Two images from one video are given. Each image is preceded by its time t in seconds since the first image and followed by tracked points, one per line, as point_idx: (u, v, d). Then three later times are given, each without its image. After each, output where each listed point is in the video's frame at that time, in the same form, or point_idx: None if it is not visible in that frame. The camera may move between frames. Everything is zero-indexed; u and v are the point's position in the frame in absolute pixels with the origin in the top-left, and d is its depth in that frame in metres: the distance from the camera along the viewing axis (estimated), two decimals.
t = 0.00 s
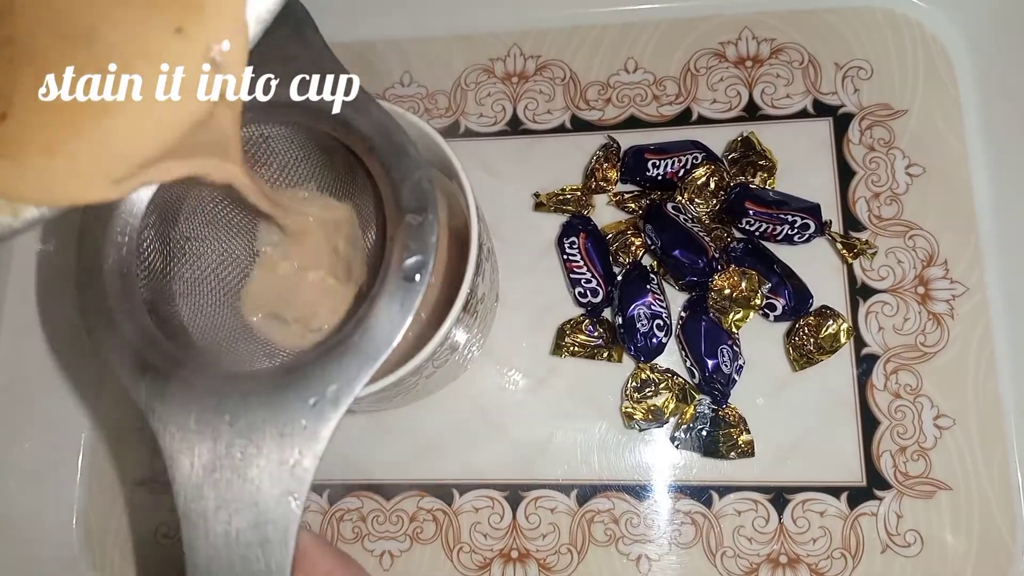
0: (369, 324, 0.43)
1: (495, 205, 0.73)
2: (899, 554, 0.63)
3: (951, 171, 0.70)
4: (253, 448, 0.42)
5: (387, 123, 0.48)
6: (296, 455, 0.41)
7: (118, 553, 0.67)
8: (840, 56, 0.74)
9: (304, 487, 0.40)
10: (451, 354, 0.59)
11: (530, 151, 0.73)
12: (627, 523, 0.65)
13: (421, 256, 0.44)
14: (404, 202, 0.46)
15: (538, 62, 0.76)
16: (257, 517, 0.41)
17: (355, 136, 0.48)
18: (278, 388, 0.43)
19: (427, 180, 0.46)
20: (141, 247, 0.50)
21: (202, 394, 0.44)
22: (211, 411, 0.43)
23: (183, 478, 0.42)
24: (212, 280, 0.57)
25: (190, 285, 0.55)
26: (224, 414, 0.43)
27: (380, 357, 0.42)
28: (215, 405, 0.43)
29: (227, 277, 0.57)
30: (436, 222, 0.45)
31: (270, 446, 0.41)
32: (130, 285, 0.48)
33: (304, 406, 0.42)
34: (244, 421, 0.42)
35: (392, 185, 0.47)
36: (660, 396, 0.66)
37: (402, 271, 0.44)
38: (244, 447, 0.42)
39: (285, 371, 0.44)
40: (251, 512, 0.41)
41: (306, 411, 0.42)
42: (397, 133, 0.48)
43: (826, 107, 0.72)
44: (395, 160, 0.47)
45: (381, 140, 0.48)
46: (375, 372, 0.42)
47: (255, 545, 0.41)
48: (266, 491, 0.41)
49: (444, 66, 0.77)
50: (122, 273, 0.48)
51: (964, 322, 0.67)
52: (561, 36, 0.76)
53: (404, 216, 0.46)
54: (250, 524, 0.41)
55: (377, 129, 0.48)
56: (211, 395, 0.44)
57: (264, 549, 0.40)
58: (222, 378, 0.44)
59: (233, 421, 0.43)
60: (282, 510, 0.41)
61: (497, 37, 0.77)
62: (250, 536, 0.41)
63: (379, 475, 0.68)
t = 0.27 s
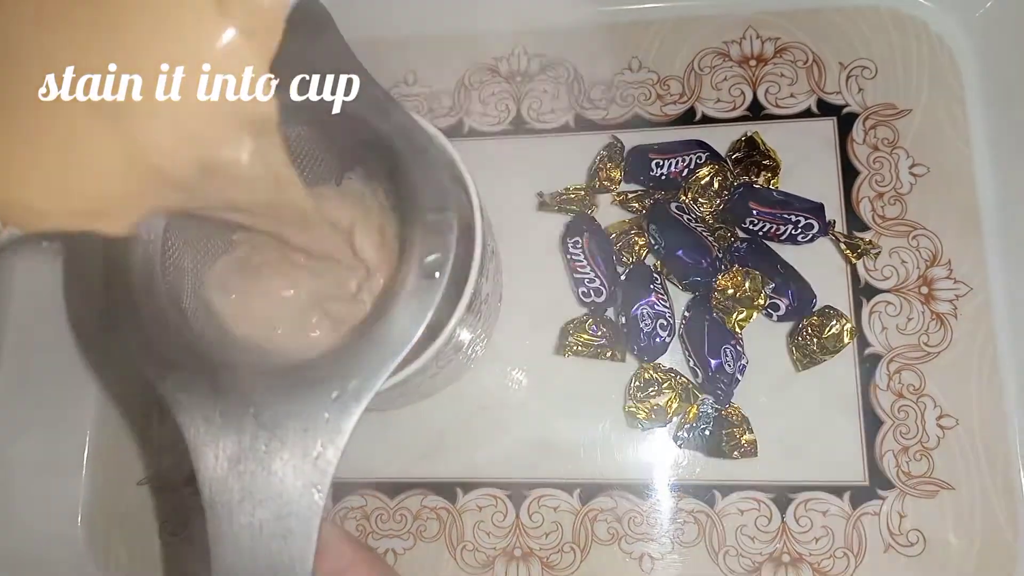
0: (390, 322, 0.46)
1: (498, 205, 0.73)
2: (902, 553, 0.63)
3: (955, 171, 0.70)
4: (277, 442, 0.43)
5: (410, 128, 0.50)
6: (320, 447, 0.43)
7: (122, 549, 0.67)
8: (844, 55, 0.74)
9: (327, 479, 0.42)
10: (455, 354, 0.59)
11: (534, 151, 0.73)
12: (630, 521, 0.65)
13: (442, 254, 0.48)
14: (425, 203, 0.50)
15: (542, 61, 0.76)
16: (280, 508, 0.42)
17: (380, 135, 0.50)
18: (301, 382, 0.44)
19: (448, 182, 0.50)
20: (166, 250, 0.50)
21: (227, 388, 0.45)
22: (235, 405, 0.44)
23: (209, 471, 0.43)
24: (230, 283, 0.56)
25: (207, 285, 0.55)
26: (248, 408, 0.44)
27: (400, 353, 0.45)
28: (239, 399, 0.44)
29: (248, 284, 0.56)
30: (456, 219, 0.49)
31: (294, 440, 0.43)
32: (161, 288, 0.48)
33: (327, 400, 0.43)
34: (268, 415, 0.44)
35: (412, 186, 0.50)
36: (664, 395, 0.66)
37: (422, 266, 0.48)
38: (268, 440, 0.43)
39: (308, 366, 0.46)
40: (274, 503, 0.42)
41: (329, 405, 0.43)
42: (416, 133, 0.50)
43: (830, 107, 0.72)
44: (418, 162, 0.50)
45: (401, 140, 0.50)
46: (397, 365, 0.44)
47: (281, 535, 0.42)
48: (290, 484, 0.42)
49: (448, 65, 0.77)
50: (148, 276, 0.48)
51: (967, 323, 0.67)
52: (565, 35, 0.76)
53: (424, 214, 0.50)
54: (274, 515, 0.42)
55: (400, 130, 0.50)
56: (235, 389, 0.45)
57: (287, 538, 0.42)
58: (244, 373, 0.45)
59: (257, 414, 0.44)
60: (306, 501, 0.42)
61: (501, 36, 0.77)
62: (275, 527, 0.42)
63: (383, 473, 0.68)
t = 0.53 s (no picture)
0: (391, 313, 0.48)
1: (502, 205, 0.73)
2: (904, 553, 0.63)
3: (958, 171, 0.71)
4: (278, 432, 0.44)
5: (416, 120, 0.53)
6: (322, 438, 0.44)
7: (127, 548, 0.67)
8: (847, 55, 0.74)
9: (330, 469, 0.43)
10: (458, 353, 0.59)
11: (537, 151, 0.74)
12: (632, 521, 0.66)
13: (443, 246, 0.52)
14: (428, 198, 0.53)
15: (545, 62, 0.76)
16: (283, 498, 0.43)
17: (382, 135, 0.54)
18: (303, 373, 0.45)
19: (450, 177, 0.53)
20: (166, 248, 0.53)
21: (229, 381, 0.46)
22: (236, 397, 0.45)
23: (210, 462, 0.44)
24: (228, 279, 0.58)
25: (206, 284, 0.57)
26: (249, 399, 0.45)
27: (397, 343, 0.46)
28: (240, 390, 0.45)
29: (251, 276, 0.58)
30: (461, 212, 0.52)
31: (295, 430, 0.44)
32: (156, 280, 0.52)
33: (328, 390, 0.44)
34: (270, 406, 0.45)
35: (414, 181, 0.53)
36: (666, 394, 0.66)
37: (426, 258, 0.52)
38: (270, 431, 0.44)
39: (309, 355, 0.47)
40: (276, 493, 0.43)
41: (330, 396, 0.44)
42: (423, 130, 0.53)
43: (832, 108, 0.72)
44: (421, 155, 0.53)
45: (407, 138, 0.53)
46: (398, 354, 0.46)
47: (282, 524, 0.43)
48: (293, 474, 0.43)
49: (452, 66, 0.77)
50: (147, 275, 0.52)
51: (969, 323, 0.67)
52: (568, 36, 0.77)
53: (427, 209, 0.53)
54: (276, 505, 0.43)
55: (404, 130, 0.53)
56: (237, 381, 0.46)
57: (289, 528, 0.43)
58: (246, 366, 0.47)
59: (259, 406, 0.45)
60: (308, 492, 0.43)
61: (504, 37, 0.77)
62: (277, 516, 0.43)
63: (387, 472, 0.69)
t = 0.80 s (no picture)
0: (396, 327, 0.44)
1: (510, 218, 0.73)
2: (915, 567, 0.63)
3: (966, 184, 0.71)
4: (280, 454, 0.43)
5: (414, 128, 0.49)
6: (324, 461, 0.42)
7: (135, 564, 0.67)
8: (854, 68, 0.74)
9: (333, 493, 0.42)
10: (469, 368, 0.59)
11: (545, 164, 0.74)
12: (642, 535, 0.65)
13: (448, 259, 0.46)
14: (430, 207, 0.47)
15: (552, 75, 0.76)
16: (285, 523, 0.42)
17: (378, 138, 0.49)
18: (305, 393, 0.44)
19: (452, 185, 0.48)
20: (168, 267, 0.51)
21: (231, 399, 0.45)
22: (238, 416, 0.44)
23: (211, 483, 0.43)
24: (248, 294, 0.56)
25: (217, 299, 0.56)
26: (251, 419, 0.44)
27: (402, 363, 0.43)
28: (242, 410, 0.44)
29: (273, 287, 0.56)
30: (461, 224, 0.47)
31: (297, 452, 0.43)
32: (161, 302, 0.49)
33: (332, 411, 0.43)
34: (272, 427, 0.43)
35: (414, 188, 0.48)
36: (676, 409, 0.66)
37: (429, 273, 0.45)
38: (272, 453, 0.43)
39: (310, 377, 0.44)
40: (279, 517, 0.42)
41: (334, 416, 0.43)
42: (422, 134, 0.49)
43: (840, 121, 0.72)
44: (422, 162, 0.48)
45: (406, 143, 0.49)
46: (403, 374, 0.44)
47: (283, 551, 0.42)
48: (294, 497, 0.42)
49: (459, 79, 0.77)
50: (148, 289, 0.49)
51: (978, 336, 0.67)
52: (575, 49, 0.77)
53: (429, 217, 0.47)
54: (278, 529, 0.42)
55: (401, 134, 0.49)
56: (239, 400, 0.44)
57: (291, 555, 0.42)
58: (244, 383, 0.45)
59: (260, 427, 0.44)
60: (310, 517, 0.42)
61: (512, 50, 0.77)
62: (279, 542, 0.42)
63: (395, 487, 0.68)
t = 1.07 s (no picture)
0: (406, 324, 0.44)
1: (521, 221, 0.74)
2: (924, 569, 0.63)
3: (976, 188, 0.71)
4: (291, 449, 0.43)
5: (427, 129, 0.49)
6: (334, 456, 0.42)
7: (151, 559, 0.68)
8: (864, 73, 0.74)
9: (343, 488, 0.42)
10: (480, 367, 0.60)
11: (556, 168, 0.74)
12: (651, 535, 0.66)
13: (457, 257, 0.46)
14: (441, 206, 0.48)
15: (563, 80, 0.77)
16: (295, 518, 0.42)
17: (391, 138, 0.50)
18: (316, 389, 0.44)
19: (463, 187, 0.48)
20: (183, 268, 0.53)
21: (242, 396, 0.45)
22: (250, 412, 0.44)
23: (223, 478, 0.44)
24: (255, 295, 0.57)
25: (227, 299, 0.58)
26: (263, 415, 0.44)
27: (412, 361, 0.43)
28: (254, 406, 0.45)
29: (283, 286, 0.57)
30: (471, 223, 0.47)
31: (308, 447, 0.43)
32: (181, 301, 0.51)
33: (341, 408, 0.43)
34: (283, 423, 0.44)
35: (429, 187, 0.49)
36: (685, 410, 0.67)
37: (438, 272, 0.45)
38: (283, 448, 0.43)
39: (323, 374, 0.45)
40: (289, 513, 0.42)
41: (343, 412, 0.43)
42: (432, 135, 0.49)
43: (850, 124, 0.73)
44: (435, 166, 0.49)
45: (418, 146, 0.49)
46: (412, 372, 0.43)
47: (294, 545, 0.42)
48: (305, 493, 0.42)
49: (471, 84, 0.78)
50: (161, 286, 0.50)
51: (988, 339, 0.67)
52: (586, 54, 0.77)
53: (440, 217, 0.47)
54: (289, 524, 0.42)
55: (413, 136, 0.49)
56: (250, 397, 0.45)
57: (302, 549, 0.42)
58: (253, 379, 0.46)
59: (271, 422, 0.44)
60: (320, 512, 0.42)
61: (523, 55, 0.78)
62: (290, 536, 0.42)
63: (407, 485, 0.69)
